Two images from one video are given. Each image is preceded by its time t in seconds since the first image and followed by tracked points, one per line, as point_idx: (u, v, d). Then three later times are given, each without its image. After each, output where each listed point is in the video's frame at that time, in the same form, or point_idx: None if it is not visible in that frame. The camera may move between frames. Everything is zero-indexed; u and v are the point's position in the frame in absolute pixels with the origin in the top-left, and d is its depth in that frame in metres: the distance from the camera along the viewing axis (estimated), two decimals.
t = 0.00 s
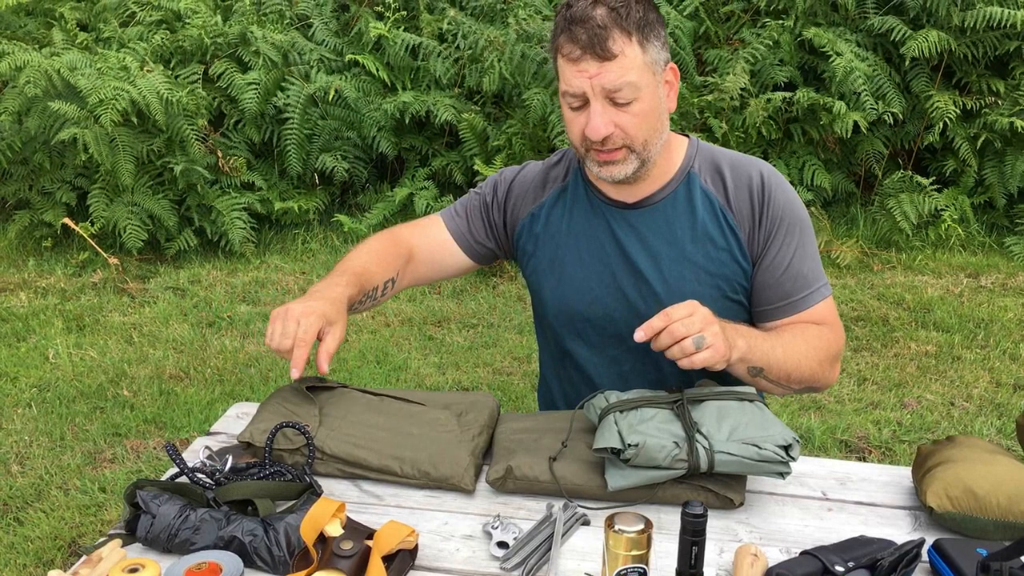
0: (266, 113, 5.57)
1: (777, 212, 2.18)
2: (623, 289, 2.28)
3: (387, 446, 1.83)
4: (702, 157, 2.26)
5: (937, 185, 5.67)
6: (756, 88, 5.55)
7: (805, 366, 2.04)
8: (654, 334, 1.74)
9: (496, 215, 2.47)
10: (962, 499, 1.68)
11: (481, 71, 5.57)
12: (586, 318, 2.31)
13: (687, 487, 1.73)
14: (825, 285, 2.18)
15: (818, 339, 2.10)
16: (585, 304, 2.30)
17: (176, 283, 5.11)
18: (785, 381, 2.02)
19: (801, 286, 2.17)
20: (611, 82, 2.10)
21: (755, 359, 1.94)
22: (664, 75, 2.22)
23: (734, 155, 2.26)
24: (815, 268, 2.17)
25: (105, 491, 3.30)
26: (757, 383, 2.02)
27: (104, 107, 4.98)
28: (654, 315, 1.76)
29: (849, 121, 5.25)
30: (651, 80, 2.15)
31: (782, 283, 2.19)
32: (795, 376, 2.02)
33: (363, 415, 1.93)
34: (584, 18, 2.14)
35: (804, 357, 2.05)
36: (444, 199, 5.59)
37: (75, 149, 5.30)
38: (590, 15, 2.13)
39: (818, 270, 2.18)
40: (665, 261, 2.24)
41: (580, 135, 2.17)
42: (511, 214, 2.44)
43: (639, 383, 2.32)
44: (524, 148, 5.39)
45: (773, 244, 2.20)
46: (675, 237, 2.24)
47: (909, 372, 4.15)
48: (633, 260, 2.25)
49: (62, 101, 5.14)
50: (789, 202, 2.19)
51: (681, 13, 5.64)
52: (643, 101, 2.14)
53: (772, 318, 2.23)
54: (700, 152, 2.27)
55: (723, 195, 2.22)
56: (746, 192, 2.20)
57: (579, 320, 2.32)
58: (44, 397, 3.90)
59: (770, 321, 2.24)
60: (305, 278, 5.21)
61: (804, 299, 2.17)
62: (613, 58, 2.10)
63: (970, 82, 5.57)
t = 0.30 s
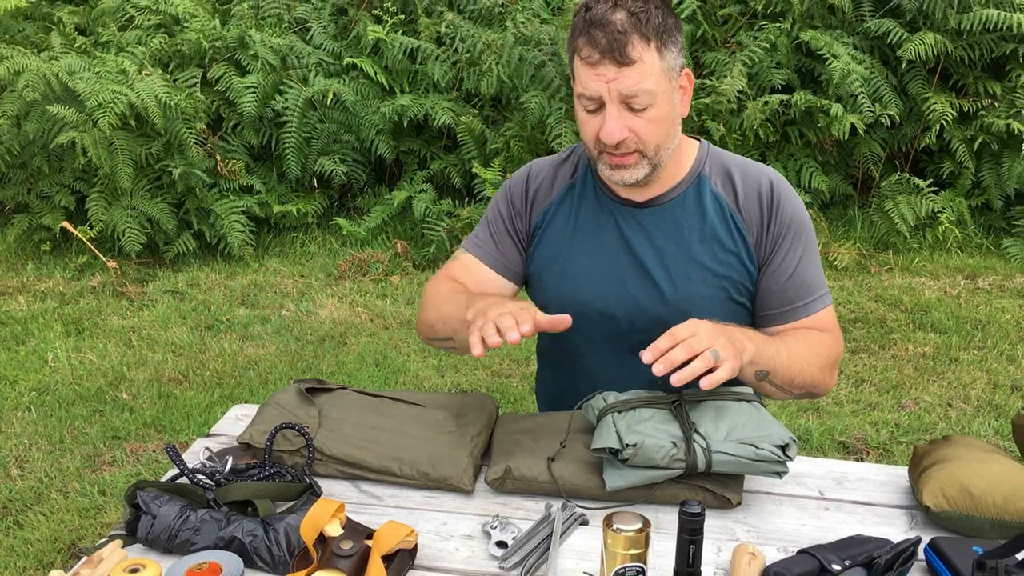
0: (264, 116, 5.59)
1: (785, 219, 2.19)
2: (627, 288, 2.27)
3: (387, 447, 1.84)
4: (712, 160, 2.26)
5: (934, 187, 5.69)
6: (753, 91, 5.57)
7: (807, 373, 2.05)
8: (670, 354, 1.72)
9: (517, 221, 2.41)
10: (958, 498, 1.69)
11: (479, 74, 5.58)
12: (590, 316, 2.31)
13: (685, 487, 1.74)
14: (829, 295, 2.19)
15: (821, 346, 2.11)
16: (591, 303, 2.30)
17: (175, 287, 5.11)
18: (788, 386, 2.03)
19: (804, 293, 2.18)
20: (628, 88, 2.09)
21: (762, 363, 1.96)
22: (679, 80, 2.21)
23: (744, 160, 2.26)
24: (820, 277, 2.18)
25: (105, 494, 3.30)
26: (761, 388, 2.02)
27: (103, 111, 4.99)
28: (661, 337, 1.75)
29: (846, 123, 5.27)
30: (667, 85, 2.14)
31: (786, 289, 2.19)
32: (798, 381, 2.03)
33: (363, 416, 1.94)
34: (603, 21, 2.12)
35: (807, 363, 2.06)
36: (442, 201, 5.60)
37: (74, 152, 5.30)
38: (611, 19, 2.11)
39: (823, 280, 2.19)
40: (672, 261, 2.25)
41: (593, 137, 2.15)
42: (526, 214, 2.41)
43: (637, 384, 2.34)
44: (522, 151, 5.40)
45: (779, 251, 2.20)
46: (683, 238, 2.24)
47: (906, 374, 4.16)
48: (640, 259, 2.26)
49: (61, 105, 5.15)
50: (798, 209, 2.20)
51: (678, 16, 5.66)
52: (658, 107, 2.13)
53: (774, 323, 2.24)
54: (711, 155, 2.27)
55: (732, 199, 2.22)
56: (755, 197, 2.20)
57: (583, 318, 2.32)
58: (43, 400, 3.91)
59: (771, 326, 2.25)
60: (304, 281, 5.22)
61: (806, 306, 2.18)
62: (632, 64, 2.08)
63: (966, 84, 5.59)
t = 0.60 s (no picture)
0: (264, 118, 5.59)
1: (807, 223, 2.19)
2: (652, 296, 2.22)
3: (390, 448, 1.85)
4: (732, 165, 2.24)
5: (932, 189, 5.70)
6: (752, 93, 5.58)
7: (831, 378, 2.11)
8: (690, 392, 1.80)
9: (536, 239, 2.37)
10: (958, 498, 1.70)
11: (478, 76, 5.57)
12: (613, 325, 2.26)
13: (685, 486, 1.75)
14: (849, 297, 2.22)
15: (843, 348, 2.16)
16: (614, 312, 2.24)
17: (175, 289, 5.12)
18: (812, 392, 2.09)
19: (827, 295, 2.19)
20: (651, 99, 2.07)
21: (786, 373, 2.02)
22: (699, 87, 2.20)
23: (763, 164, 2.26)
24: (841, 280, 2.20)
25: (105, 495, 3.31)
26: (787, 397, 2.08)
27: (103, 113, 5.00)
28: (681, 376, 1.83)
29: (845, 125, 5.27)
30: (688, 94, 2.13)
31: (810, 292, 2.20)
32: (822, 386, 2.09)
33: (364, 417, 1.95)
34: (623, 32, 2.11)
35: (830, 368, 2.11)
36: (442, 203, 5.60)
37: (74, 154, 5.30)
38: (631, 29, 2.10)
39: (844, 282, 2.21)
40: (697, 268, 2.20)
41: (615, 148, 2.13)
42: (542, 227, 2.36)
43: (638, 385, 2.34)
44: (521, 153, 5.40)
45: (802, 255, 2.20)
46: (706, 244, 2.20)
47: (906, 375, 4.17)
48: (664, 266, 2.21)
49: (61, 107, 5.15)
50: (818, 213, 2.20)
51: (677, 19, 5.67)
52: (680, 116, 2.12)
53: (797, 327, 2.23)
54: (730, 161, 2.25)
55: (754, 203, 2.21)
56: (777, 202, 2.19)
57: (606, 327, 2.27)
58: (44, 402, 3.91)
59: (794, 331, 2.25)
60: (303, 283, 5.22)
61: (828, 310, 2.20)
62: (655, 75, 2.07)
63: (965, 86, 5.60)
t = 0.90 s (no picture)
0: (263, 119, 5.60)
1: (808, 232, 2.19)
2: (652, 297, 2.23)
3: (388, 447, 1.86)
4: (737, 171, 2.25)
5: (930, 190, 5.71)
6: (750, 94, 5.59)
7: (822, 386, 2.11)
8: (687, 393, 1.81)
9: (537, 234, 2.38)
10: (953, 497, 1.71)
11: (477, 78, 5.56)
12: (611, 325, 2.26)
13: (682, 484, 1.76)
14: (847, 308, 2.22)
15: (837, 357, 2.17)
16: (613, 313, 2.25)
17: (174, 289, 5.13)
18: (806, 399, 2.09)
19: (826, 305, 2.20)
20: (666, 98, 2.08)
21: (781, 379, 2.02)
22: (711, 90, 2.20)
23: (768, 171, 2.26)
24: (840, 291, 2.21)
25: (104, 495, 3.31)
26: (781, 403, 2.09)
27: (102, 114, 5.01)
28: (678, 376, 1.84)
29: (843, 126, 5.28)
30: (702, 96, 2.14)
31: (808, 301, 2.20)
32: (814, 394, 2.10)
33: (362, 416, 1.95)
34: (643, 29, 2.11)
35: (824, 377, 2.12)
36: (440, 204, 5.60)
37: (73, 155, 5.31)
38: (650, 27, 2.10)
39: (842, 294, 2.22)
40: (697, 271, 2.20)
41: (625, 144, 2.13)
42: (545, 224, 2.37)
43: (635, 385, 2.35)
44: (520, 154, 5.41)
45: (803, 263, 2.21)
46: (708, 249, 2.21)
47: (904, 376, 4.18)
48: (665, 269, 2.22)
49: (61, 108, 5.16)
50: (820, 223, 2.21)
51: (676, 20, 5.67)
52: (693, 116, 2.12)
53: (793, 335, 2.24)
54: (736, 166, 2.26)
55: (757, 210, 2.21)
56: (780, 209, 2.20)
57: (604, 326, 2.27)
58: (43, 402, 3.92)
59: (791, 338, 2.26)
60: (302, 284, 5.23)
61: (825, 319, 2.21)
62: (672, 74, 2.07)
63: (963, 87, 5.61)
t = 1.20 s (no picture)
0: (262, 120, 5.60)
1: (804, 228, 2.21)
2: (650, 296, 2.24)
3: (388, 445, 1.87)
4: (732, 168, 2.26)
5: (928, 190, 5.72)
6: (748, 95, 5.59)
7: (824, 381, 2.11)
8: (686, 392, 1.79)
9: (536, 233, 2.39)
10: (950, 494, 1.71)
11: (475, 78, 5.57)
12: (610, 324, 2.27)
13: (681, 483, 1.77)
14: (845, 303, 2.23)
15: (837, 352, 2.18)
16: (612, 312, 2.26)
17: (172, 290, 5.13)
18: (806, 395, 2.09)
19: (824, 301, 2.21)
20: (658, 97, 2.09)
21: (781, 375, 2.03)
22: (704, 87, 2.22)
23: (763, 169, 2.27)
24: (837, 286, 2.22)
25: (103, 495, 3.31)
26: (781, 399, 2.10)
27: (101, 115, 5.01)
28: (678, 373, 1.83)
29: (841, 127, 5.29)
30: (695, 93, 2.15)
31: (806, 297, 2.21)
32: (815, 390, 2.10)
33: (361, 414, 1.96)
34: (633, 29, 2.13)
35: (824, 372, 2.12)
36: (439, 205, 5.60)
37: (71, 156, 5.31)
38: (640, 27, 2.12)
39: (840, 288, 2.23)
40: (695, 270, 2.21)
41: (620, 145, 2.14)
42: (544, 224, 2.38)
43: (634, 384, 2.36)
44: (519, 154, 5.41)
45: (800, 258, 2.22)
46: (705, 247, 2.22)
47: (901, 376, 4.19)
48: (663, 267, 2.22)
49: (59, 109, 5.16)
50: (816, 218, 2.22)
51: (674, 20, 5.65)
52: (687, 114, 2.13)
53: (793, 332, 2.25)
54: (731, 163, 2.27)
55: (753, 207, 2.22)
56: (775, 206, 2.21)
57: (602, 325, 2.28)
58: (42, 402, 3.92)
59: (789, 335, 2.26)
60: (301, 285, 5.24)
61: (823, 315, 2.21)
62: (664, 72, 2.08)
63: (960, 88, 5.63)
